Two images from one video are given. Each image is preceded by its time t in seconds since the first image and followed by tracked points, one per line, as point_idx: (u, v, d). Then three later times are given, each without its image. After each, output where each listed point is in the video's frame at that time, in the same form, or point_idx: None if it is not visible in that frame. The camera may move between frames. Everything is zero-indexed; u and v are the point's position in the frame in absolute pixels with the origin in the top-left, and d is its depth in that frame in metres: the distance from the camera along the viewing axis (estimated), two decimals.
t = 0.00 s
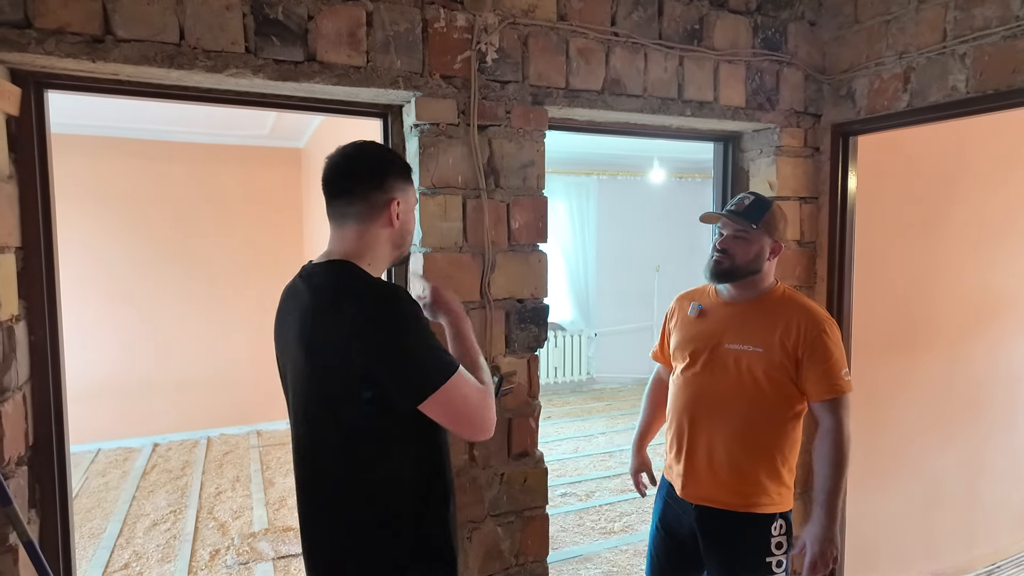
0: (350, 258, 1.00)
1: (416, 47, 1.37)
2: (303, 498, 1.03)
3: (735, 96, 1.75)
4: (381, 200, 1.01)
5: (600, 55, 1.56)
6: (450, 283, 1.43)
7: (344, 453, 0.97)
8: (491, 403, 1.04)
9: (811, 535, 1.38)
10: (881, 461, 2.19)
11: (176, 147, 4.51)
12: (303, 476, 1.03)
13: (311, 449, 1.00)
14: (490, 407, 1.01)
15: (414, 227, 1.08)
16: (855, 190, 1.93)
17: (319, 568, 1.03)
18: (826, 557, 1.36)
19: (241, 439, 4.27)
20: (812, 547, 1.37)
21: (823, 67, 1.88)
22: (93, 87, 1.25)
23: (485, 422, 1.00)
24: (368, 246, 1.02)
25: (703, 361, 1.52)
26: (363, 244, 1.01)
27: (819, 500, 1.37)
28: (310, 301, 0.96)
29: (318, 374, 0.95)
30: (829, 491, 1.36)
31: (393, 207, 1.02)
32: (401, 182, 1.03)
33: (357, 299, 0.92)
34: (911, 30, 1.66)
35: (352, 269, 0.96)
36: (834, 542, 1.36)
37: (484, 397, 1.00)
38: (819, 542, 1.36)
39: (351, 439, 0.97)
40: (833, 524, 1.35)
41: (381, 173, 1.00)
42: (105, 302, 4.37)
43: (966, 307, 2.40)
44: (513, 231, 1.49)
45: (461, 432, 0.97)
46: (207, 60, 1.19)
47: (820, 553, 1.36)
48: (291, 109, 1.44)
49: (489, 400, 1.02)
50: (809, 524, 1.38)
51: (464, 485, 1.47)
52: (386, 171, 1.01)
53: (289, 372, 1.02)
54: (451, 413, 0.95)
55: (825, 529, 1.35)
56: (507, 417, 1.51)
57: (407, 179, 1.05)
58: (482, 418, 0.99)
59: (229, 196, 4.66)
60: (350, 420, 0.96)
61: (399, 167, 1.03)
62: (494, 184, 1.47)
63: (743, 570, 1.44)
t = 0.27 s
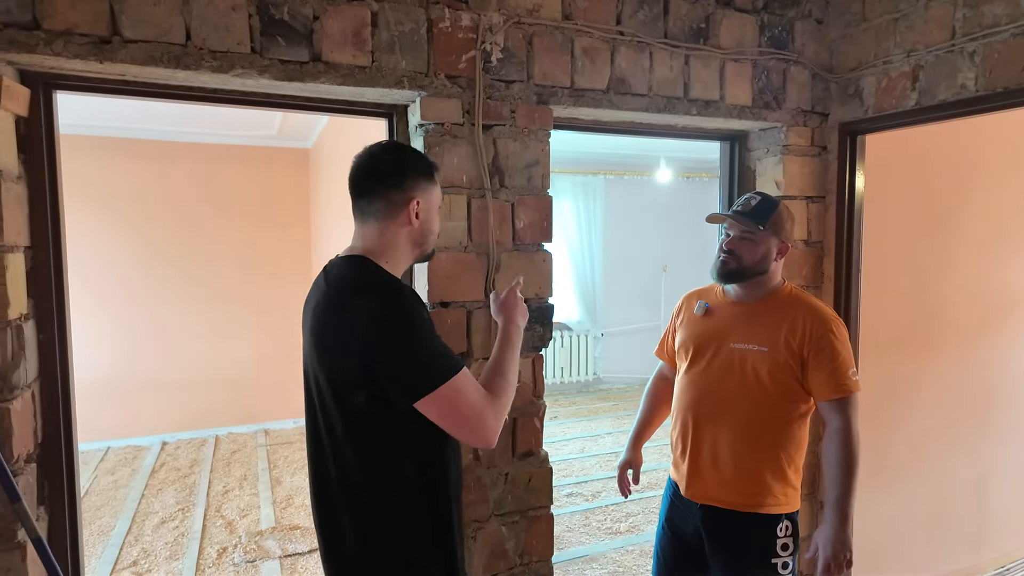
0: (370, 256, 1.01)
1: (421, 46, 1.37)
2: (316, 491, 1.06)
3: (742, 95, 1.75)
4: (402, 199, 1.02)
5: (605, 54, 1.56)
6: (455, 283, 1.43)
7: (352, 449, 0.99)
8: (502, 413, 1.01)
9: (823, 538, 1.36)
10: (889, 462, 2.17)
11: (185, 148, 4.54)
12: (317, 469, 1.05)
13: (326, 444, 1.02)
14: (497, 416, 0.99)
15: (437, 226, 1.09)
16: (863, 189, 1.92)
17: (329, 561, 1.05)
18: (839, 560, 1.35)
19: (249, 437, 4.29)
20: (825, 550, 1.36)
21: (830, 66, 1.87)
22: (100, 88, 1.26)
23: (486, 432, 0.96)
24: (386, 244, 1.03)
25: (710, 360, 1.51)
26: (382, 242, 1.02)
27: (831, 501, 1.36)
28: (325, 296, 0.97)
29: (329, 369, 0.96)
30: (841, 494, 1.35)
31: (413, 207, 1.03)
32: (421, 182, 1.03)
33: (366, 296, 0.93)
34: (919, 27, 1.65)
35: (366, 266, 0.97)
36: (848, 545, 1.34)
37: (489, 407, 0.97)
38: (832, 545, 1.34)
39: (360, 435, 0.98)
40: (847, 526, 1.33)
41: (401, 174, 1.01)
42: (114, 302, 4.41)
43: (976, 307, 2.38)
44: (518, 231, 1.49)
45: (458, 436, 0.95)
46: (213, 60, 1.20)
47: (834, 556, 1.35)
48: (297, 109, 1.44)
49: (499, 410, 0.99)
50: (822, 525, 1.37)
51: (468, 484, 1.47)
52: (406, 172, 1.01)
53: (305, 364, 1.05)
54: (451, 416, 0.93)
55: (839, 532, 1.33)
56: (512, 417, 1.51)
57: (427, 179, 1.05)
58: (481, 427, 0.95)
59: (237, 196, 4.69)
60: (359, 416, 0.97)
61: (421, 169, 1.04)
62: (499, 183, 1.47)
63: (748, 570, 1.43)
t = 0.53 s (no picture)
0: (386, 256, 1.02)
1: (427, 46, 1.37)
2: (337, 473, 1.12)
3: (749, 94, 1.74)
4: (417, 200, 1.02)
5: (612, 53, 1.55)
6: (461, 282, 1.43)
7: (360, 444, 1.03)
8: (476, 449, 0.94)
9: (814, 537, 1.36)
10: (898, 463, 2.15)
11: (194, 148, 4.57)
12: (338, 454, 1.11)
13: (343, 435, 1.08)
14: (469, 448, 0.93)
15: (455, 226, 1.09)
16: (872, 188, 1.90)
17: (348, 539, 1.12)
18: (828, 560, 1.34)
19: (256, 436, 4.32)
20: (814, 548, 1.36)
21: (838, 64, 1.86)
22: (110, 89, 1.27)
23: (450, 465, 0.90)
24: (402, 244, 1.03)
25: (717, 360, 1.50)
26: (398, 242, 1.02)
27: (826, 501, 1.36)
28: (337, 296, 1.00)
29: (337, 364, 1.00)
30: (836, 494, 1.34)
31: (428, 208, 1.03)
32: (436, 183, 1.03)
33: (367, 297, 0.94)
34: (929, 25, 1.63)
35: (378, 266, 0.99)
36: (837, 546, 1.34)
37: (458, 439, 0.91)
38: (822, 544, 1.34)
39: (367, 432, 1.01)
40: (839, 526, 1.33)
41: (416, 176, 1.01)
42: (124, 302, 4.45)
43: (986, 308, 2.36)
44: (524, 230, 1.49)
45: (424, 461, 0.91)
46: (221, 61, 1.20)
47: (823, 555, 1.34)
48: (304, 109, 1.45)
49: (471, 443, 0.93)
50: (814, 524, 1.37)
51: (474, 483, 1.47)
52: (421, 174, 1.02)
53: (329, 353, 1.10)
54: (419, 438, 0.90)
55: (830, 531, 1.33)
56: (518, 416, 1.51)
57: (443, 180, 1.05)
58: (444, 459, 0.90)
59: (245, 197, 4.72)
60: (364, 413, 1.00)
61: (437, 169, 1.04)
62: (505, 183, 1.47)
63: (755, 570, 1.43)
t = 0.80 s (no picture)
0: (395, 258, 1.03)
1: (431, 46, 1.37)
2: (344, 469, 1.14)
3: (754, 93, 1.73)
4: (425, 203, 1.02)
5: (616, 53, 1.55)
6: (465, 283, 1.43)
7: (364, 445, 1.04)
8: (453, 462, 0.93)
9: (822, 540, 1.35)
10: (903, 465, 2.14)
11: (199, 149, 4.58)
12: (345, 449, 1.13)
13: (349, 436, 1.09)
14: (446, 459, 0.91)
15: (465, 229, 1.08)
16: (877, 188, 1.89)
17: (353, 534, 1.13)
18: (837, 563, 1.33)
19: (261, 436, 4.33)
20: (822, 551, 1.35)
21: (843, 63, 1.85)
22: (114, 89, 1.27)
23: (428, 473, 0.89)
24: (411, 247, 1.04)
25: (720, 360, 1.50)
26: (407, 245, 1.03)
27: (832, 505, 1.35)
28: (341, 297, 1.01)
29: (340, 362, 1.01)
30: (843, 497, 1.33)
31: (436, 211, 1.03)
32: (444, 186, 1.03)
33: (366, 298, 0.95)
34: (936, 24, 1.62)
35: (381, 268, 1.00)
36: (846, 548, 1.33)
37: (441, 446, 0.90)
38: (830, 546, 1.33)
39: (370, 432, 1.03)
40: (847, 529, 1.32)
41: (424, 179, 1.02)
42: (129, 302, 4.47)
43: (992, 309, 2.35)
44: (528, 230, 1.48)
45: (402, 469, 0.90)
46: (225, 61, 1.21)
47: (831, 559, 1.33)
48: (307, 109, 1.45)
49: (449, 456, 0.92)
50: (821, 527, 1.36)
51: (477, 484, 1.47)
52: (428, 177, 1.02)
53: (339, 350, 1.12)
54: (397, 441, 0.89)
55: (837, 534, 1.32)
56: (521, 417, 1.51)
57: (450, 182, 1.04)
58: (424, 466, 0.89)
59: (249, 197, 4.73)
60: (367, 414, 1.01)
61: (445, 172, 1.04)
62: (509, 183, 1.47)
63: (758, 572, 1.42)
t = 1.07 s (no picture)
0: (390, 258, 1.03)
1: (434, 48, 1.37)
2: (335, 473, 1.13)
3: (757, 94, 1.73)
4: (420, 204, 1.02)
5: (619, 54, 1.55)
6: (468, 284, 1.43)
7: (354, 443, 1.04)
8: (445, 460, 0.92)
9: (833, 545, 1.36)
10: (908, 465, 2.13)
11: (203, 149, 4.60)
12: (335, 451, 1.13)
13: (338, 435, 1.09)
14: (438, 458, 0.91)
15: (459, 232, 1.08)
16: (881, 189, 1.88)
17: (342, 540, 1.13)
18: (849, 567, 1.33)
19: (264, 436, 4.33)
20: (834, 556, 1.35)
21: (848, 63, 1.84)
22: (119, 91, 1.28)
23: (419, 470, 0.89)
24: (406, 248, 1.03)
25: (722, 361, 1.50)
26: (402, 246, 1.03)
27: (841, 509, 1.35)
28: (335, 295, 1.01)
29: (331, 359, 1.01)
30: (851, 500, 1.33)
31: (430, 212, 1.03)
32: (440, 188, 1.04)
33: (359, 295, 0.95)
34: (941, 24, 1.62)
35: (375, 266, 1.00)
36: (857, 553, 1.33)
37: (432, 444, 0.90)
38: (842, 550, 1.34)
39: (361, 430, 1.03)
40: (857, 533, 1.33)
41: (420, 180, 1.02)
42: (133, 302, 4.49)
43: (998, 309, 2.34)
44: (531, 231, 1.48)
45: (393, 467, 0.90)
46: (229, 63, 1.21)
47: (842, 563, 1.34)
48: (311, 110, 1.45)
49: (441, 454, 0.91)
50: (831, 531, 1.36)
51: (481, 485, 1.47)
52: (423, 178, 1.02)
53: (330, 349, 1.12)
54: (389, 437, 0.89)
55: (848, 538, 1.33)
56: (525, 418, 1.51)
57: (446, 185, 1.05)
58: (415, 464, 0.88)
59: (253, 197, 4.74)
60: (357, 412, 1.01)
61: (440, 174, 1.04)
62: (512, 184, 1.46)
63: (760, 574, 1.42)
